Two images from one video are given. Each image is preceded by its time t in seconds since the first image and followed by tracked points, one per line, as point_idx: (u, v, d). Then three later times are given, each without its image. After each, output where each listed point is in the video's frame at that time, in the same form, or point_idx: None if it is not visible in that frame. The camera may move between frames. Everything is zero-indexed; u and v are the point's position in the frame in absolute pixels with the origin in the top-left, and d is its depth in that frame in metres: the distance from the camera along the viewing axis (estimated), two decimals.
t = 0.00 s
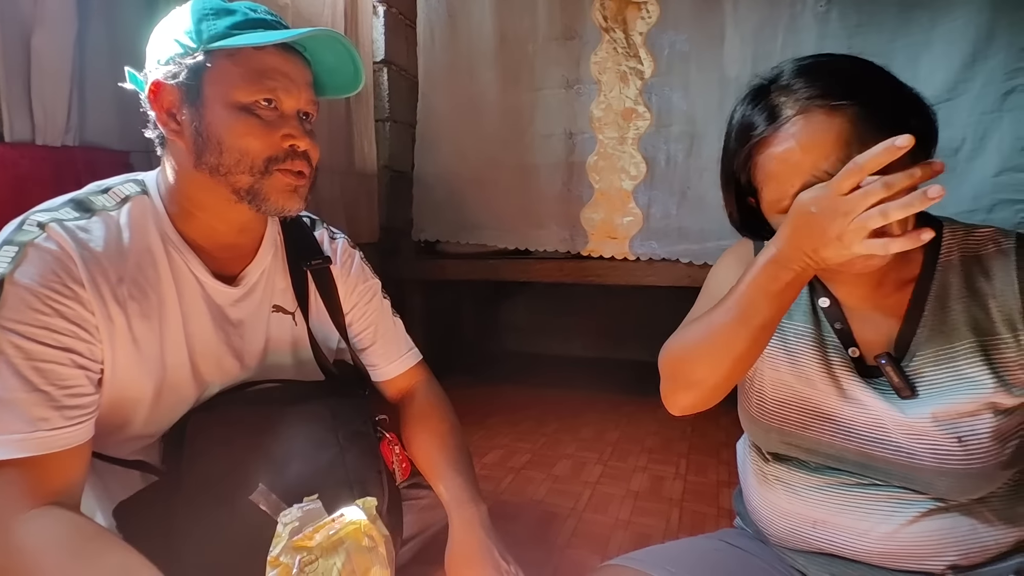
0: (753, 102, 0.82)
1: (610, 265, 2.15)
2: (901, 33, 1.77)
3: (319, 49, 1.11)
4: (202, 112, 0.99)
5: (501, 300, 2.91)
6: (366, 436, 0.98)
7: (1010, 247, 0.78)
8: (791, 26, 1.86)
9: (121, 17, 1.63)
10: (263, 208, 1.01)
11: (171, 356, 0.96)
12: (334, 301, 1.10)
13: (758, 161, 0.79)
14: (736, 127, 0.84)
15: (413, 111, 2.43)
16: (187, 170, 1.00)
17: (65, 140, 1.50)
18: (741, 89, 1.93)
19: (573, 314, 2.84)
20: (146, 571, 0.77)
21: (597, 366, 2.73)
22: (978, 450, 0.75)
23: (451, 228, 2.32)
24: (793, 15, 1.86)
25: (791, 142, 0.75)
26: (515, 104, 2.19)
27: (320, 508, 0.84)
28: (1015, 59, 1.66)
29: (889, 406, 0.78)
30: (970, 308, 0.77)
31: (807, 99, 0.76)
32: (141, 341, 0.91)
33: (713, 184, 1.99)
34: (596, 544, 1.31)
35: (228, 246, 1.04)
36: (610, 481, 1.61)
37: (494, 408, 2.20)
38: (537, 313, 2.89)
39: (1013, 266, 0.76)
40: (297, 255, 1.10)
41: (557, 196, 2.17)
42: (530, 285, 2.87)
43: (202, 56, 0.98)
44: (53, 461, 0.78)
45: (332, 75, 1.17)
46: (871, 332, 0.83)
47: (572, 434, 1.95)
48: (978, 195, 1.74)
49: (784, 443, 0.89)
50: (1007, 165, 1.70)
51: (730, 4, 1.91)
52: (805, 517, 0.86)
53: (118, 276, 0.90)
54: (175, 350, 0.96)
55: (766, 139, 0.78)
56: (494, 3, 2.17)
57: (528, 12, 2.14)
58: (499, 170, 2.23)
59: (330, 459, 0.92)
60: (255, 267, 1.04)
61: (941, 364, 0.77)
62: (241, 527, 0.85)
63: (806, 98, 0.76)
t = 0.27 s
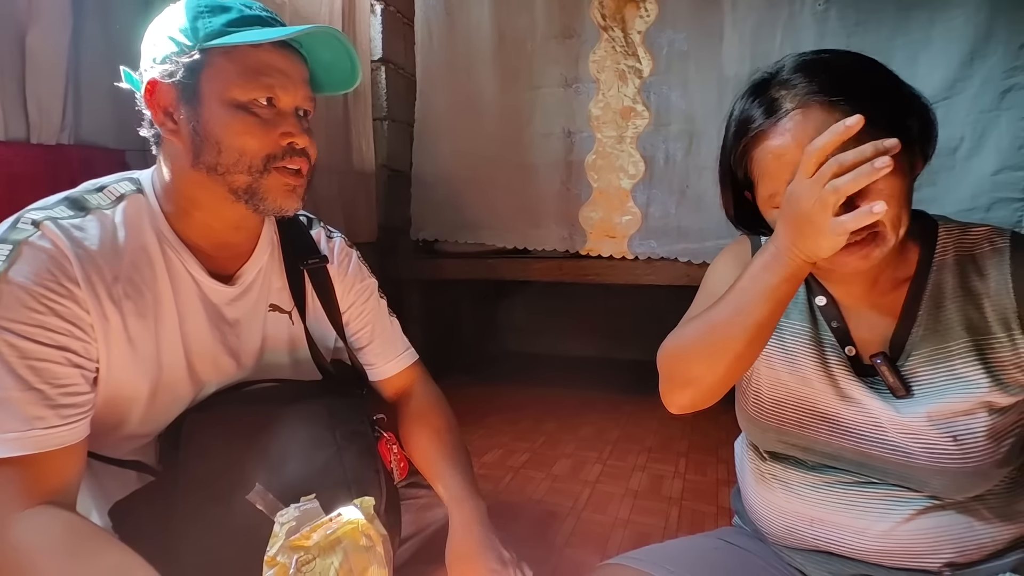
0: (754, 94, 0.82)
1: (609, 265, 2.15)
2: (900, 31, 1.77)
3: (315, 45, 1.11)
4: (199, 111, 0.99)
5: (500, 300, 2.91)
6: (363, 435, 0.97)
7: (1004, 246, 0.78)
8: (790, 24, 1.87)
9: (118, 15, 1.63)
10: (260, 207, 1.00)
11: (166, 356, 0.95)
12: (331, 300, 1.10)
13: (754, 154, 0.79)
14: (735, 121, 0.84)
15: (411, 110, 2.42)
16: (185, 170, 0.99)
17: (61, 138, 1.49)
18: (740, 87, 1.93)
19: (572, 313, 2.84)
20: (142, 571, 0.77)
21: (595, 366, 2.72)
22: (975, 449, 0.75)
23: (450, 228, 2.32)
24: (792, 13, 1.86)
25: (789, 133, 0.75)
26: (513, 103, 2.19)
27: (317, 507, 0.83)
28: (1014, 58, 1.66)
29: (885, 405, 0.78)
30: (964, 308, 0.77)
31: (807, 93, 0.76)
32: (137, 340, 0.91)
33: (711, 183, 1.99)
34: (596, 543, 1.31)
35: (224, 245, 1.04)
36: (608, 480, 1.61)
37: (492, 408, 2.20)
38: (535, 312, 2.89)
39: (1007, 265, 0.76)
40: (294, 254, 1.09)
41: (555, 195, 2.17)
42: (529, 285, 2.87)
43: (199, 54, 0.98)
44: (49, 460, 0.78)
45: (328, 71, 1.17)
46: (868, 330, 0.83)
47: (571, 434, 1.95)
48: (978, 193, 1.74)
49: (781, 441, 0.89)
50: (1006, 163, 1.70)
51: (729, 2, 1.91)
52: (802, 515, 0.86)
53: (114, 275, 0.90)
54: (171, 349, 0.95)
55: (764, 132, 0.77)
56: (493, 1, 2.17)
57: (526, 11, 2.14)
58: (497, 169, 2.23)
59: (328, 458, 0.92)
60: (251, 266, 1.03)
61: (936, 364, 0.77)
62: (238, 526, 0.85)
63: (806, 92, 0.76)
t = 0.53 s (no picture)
0: (751, 95, 0.82)
1: (607, 266, 2.14)
2: (897, 31, 1.77)
3: (309, 44, 1.11)
4: (200, 116, 0.98)
5: (497, 300, 2.91)
6: (361, 436, 0.97)
7: (1001, 248, 0.78)
8: (786, 24, 1.87)
9: (113, 15, 1.62)
10: (270, 209, 1.02)
11: (162, 358, 0.95)
12: (328, 302, 1.10)
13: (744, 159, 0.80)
14: (729, 121, 0.84)
15: (408, 110, 2.42)
16: (187, 175, 0.99)
17: (55, 139, 1.48)
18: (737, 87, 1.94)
19: (569, 314, 2.84)
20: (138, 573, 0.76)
21: (593, 366, 2.72)
22: (971, 447, 0.75)
23: (447, 228, 2.32)
24: (789, 13, 1.86)
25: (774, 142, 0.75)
26: (510, 103, 2.19)
27: (314, 509, 0.83)
28: (1010, 58, 1.67)
29: (882, 404, 0.78)
30: (961, 309, 0.77)
31: (795, 100, 0.76)
32: (132, 342, 0.91)
33: (708, 183, 1.99)
34: (594, 543, 1.31)
35: (220, 246, 1.03)
36: (606, 480, 1.61)
37: (490, 409, 2.20)
38: (533, 312, 2.89)
39: (1004, 265, 0.76)
40: (291, 254, 1.09)
41: (552, 195, 2.17)
42: (526, 285, 2.87)
43: (196, 58, 0.97)
44: (44, 463, 0.77)
45: (323, 69, 1.17)
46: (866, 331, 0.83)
47: (568, 434, 1.95)
48: (974, 193, 1.74)
49: (778, 441, 0.88)
50: (1002, 163, 1.71)
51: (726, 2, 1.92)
52: (800, 515, 0.86)
53: (108, 277, 0.89)
54: (166, 352, 0.95)
55: (754, 137, 0.77)
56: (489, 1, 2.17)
57: (523, 11, 2.14)
58: (495, 169, 2.23)
59: (325, 460, 0.92)
60: (248, 268, 1.03)
61: (934, 364, 0.77)
62: (235, 528, 0.84)
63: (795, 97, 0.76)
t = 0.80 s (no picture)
0: (771, 84, 0.81)
1: (605, 265, 2.14)
2: (895, 31, 1.78)
3: (302, 38, 1.10)
4: (192, 113, 0.98)
5: (496, 300, 2.91)
6: (360, 436, 0.97)
7: (1012, 252, 0.79)
8: (784, 24, 1.87)
9: (110, 14, 1.61)
10: (262, 206, 1.02)
11: (158, 357, 0.95)
12: (326, 302, 1.10)
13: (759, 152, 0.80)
14: (746, 110, 0.84)
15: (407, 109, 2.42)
16: (180, 173, 0.99)
17: (51, 138, 1.48)
18: (735, 87, 1.94)
19: (568, 313, 2.84)
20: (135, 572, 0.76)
21: (592, 366, 2.72)
22: (972, 449, 0.75)
23: (446, 227, 2.31)
24: (787, 14, 1.86)
25: (792, 137, 0.75)
26: (509, 103, 2.19)
27: (312, 508, 0.83)
28: (1007, 58, 1.67)
29: (883, 405, 0.78)
30: (970, 313, 0.77)
31: (813, 92, 0.76)
32: (127, 342, 0.90)
33: (707, 183, 2.00)
34: (593, 542, 1.31)
35: (215, 245, 1.03)
36: (605, 479, 1.61)
37: (489, 408, 2.19)
38: (532, 312, 2.89)
39: (1014, 270, 0.77)
40: (285, 251, 1.09)
41: (551, 195, 2.17)
42: (525, 285, 2.87)
43: (186, 55, 0.97)
44: (40, 463, 0.77)
45: (316, 62, 1.16)
46: (866, 330, 0.83)
47: (567, 433, 1.94)
48: (972, 193, 1.75)
49: (776, 439, 0.88)
50: (999, 162, 1.71)
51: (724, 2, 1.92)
52: (799, 513, 0.86)
53: (104, 276, 0.89)
54: (162, 351, 0.95)
55: (769, 130, 0.78)
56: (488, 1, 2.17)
57: (522, 11, 2.14)
58: (493, 168, 2.23)
59: (323, 459, 0.91)
60: (243, 267, 1.03)
61: (939, 366, 0.77)
62: (233, 527, 0.84)
63: (812, 92, 0.76)
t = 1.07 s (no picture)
0: (768, 89, 0.82)
1: (603, 265, 2.15)
2: (889, 33, 1.78)
3: (303, 42, 1.10)
4: (194, 121, 0.98)
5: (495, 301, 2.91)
6: (358, 437, 0.97)
7: (1010, 257, 0.79)
8: (780, 27, 1.87)
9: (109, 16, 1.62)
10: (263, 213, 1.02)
11: (158, 360, 0.95)
12: (324, 302, 1.10)
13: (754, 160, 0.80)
14: (742, 116, 0.84)
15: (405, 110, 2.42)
16: (182, 177, 0.99)
17: (52, 140, 1.48)
18: (731, 90, 1.94)
19: (567, 314, 2.84)
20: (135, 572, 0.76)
21: (590, 366, 2.73)
22: (964, 451, 0.76)
23: (445, 228, 2.31)
24: (783, 17, 1.87)
25: (786, 146, 0.76)
26: (507, 104, 2.19)
27: (312, 508, 0.83)
28: (1000, 61, 1.68)
29: (875, 407, 0.78)
30: (966, 318, 0.77)
31: (810, 100, 0.76)
32: (127, 344, 0.91)
33: (704, 184, 2.00)
34: (591, 542, 1.31)
35: (216, 248, 1.03)
36: (604, 479, 1.61)
37: (488, 408, 2.19)
38: (530, 313, 2.89)
39: (1011, 276, 0.77)
40: (287, 254, 1.09)
41: (549, 196, 2.17)
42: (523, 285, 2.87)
43: (189, 62, 0.97)
44: (39, 464, 0.77)
45: (317, 66, 1.16)
46: (860, 331, 0.83)
47: (566, 433, 1.95)
48: (964, 196, 1.75)
49: (772, 437, 0.89)
50: (991, 165, 1.72)
51: (720, 5, 1.92)
52: (793, 512, 0.86)
53: (103, 279, 0.89)
54: (162, 353, 0.95)
55: (764, 138, 0.78)
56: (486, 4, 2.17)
57: (519, 13, 2.15)
58: (492, 170, 2.23)
59: (322, 460, 0.91)
60: (243, 269, 1.03)
61: (933, 370, 0.77)
62: (232, 528, 0.85)
63: (808, 101, 0.76)
